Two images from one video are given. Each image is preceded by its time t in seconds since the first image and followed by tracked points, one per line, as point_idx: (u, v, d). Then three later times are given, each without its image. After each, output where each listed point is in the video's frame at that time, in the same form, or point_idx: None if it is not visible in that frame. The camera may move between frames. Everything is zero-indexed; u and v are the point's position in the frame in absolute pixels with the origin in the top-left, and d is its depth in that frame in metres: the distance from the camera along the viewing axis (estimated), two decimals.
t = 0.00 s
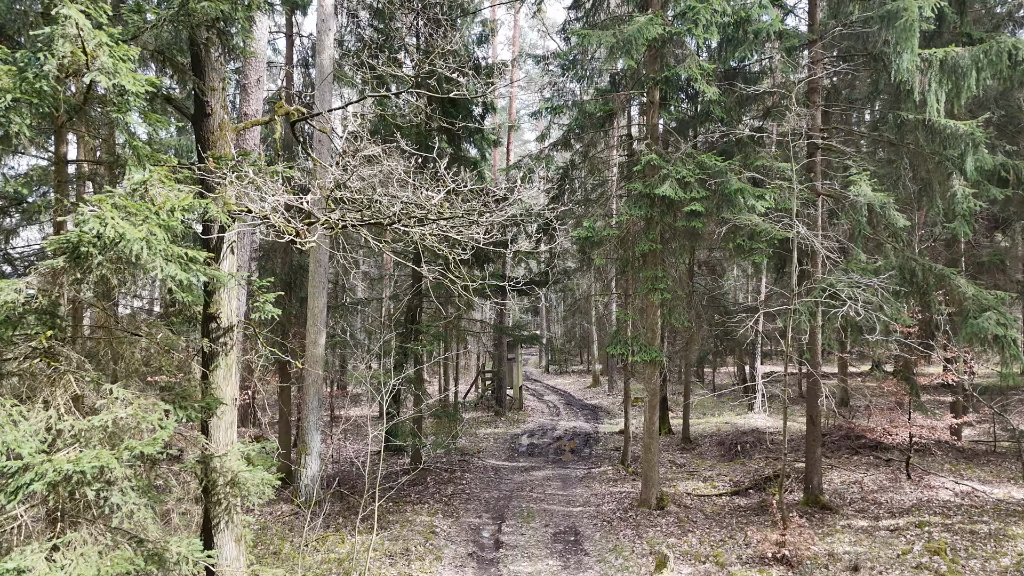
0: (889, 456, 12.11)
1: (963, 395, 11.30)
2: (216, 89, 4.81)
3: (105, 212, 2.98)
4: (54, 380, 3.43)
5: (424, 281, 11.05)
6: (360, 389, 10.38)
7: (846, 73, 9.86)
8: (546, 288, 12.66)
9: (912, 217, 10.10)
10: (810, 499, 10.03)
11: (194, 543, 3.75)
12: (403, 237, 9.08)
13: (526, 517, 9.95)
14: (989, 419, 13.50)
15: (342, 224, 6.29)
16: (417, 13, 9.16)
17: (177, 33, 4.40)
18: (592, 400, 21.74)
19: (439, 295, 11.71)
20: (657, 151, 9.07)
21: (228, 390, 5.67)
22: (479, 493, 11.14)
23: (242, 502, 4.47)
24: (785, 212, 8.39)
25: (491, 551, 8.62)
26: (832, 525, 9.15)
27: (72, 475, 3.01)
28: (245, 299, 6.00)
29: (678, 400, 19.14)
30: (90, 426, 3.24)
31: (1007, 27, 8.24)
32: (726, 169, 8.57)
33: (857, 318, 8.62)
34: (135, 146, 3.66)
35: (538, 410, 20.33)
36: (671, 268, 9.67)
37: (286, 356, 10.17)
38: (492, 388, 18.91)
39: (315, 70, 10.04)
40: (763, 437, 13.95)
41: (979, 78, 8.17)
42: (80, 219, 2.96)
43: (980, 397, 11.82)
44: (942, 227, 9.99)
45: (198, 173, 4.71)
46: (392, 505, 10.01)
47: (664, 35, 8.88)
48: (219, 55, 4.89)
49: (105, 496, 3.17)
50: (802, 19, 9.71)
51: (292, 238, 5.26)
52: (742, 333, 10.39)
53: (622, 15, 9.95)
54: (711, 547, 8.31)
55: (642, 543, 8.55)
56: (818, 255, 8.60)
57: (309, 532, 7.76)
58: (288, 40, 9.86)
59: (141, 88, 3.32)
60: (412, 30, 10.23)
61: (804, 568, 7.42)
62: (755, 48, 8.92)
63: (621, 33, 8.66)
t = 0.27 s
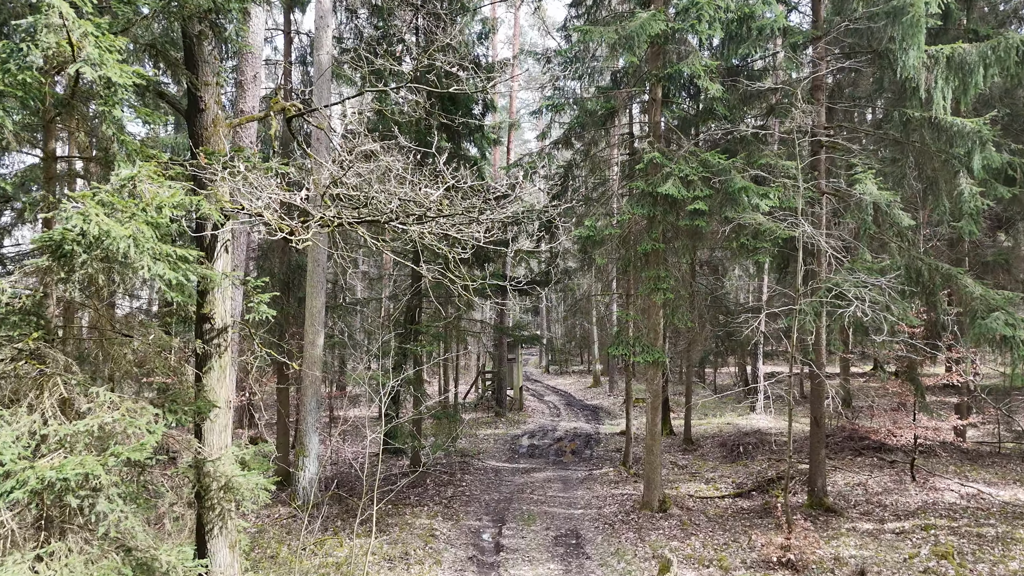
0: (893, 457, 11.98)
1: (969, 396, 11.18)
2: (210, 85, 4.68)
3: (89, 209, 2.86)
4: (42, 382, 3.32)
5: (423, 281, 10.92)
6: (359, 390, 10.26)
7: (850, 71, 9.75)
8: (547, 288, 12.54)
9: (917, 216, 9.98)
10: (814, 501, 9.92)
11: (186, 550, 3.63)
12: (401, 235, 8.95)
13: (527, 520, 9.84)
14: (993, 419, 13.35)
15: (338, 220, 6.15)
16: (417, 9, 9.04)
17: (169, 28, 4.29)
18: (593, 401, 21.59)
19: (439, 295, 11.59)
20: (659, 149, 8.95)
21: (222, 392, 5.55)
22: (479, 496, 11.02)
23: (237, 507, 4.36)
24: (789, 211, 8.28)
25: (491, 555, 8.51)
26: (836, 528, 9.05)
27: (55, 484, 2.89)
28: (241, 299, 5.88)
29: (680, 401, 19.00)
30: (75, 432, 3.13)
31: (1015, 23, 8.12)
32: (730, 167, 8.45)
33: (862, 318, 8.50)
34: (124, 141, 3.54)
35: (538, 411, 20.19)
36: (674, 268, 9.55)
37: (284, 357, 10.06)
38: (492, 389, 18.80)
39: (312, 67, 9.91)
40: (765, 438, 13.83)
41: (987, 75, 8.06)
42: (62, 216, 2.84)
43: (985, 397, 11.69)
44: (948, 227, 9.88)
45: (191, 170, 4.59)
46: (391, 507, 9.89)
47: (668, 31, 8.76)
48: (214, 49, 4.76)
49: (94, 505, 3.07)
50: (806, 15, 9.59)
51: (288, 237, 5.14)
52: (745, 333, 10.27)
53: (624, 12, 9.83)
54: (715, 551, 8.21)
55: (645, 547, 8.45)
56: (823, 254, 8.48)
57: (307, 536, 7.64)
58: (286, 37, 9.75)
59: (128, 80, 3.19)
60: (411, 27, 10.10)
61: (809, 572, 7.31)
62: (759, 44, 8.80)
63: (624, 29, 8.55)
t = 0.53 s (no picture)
0: (897, 457, 11.85)
1: (974, 395, 11.05)
2: (204, 74, 4.56)
3: (72, 195, 2.74)
4: (26, 379, 3.21)
5: (423, 278, 10.80)
6: (358, 389, 10.14)
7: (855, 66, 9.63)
8: (547, 286, 12.42)
9: (922, 213, 9.86)
10: (819, 501, 9.81)
11: (177, 552, 3.51)
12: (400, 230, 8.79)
13: (528, 520, 9.73)
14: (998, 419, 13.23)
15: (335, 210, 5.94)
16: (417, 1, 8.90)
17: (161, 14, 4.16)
18: (594, 400, 21.48)
19: (439, 293, 11.48)
20: (662, 144, 8.84)
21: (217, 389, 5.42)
22: (479, 496, 10.90)
23: (231, 507, 4.25)
24: (794, 207, 8.15)
25: (492, 555, 8.39)
26: (841, 528, 8.94)
27: (37, 484, 2.78)
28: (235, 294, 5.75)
29: (681, 401, 18.88)
30: (60, 429, 3.01)
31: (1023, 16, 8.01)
32: (733, 162, 8.34)
33: (868, 316, 8.38)
34: (112, 128, 3.41)
35: (539, 410, 20.07)
36: (677, 265, 9.43)
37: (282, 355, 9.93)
38: (493, 388, 18.69)
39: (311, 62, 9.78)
40: (768, 437, 13.72)
41: (995, 68, 7.95)
42: (43, 202, 2.73)
43: (990, 397, 11.56)
44: (953, 224, 9.76)
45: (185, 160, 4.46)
46: (390, 507, 9.77)
47: (670, 25, 8.64)
48: (208, 38, 4.64)
49: (79, 505, 2.95)
50: (810, 9, 9.47)
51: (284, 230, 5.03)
52: (748, 331, 10.14)
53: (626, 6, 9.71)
54: (719, 552, 8.10)
55: (647, 547, 8.34)
56: (828, 251, 8.36)
57: (305, 536, 7.52)
58: (284, 32, 9.64)
59: (115, 63, 3.06)
60: (411, 21, 9.97)
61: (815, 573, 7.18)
62: (763, 38, 8.68)
63: (626, 23, 8.43)
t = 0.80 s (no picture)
0: (901, 456, 11.72)
1: (979, 394, 10.94)
2: (196, 62, 4.44)
3: (53, 179, 2.64)
4: (10, 372, 3.11)
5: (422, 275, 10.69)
6: (356, 387, 10.02)
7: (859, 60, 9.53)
8: (548, 284, 12.31)
9: (927, 209, 9.75)
10: (823, 500, 9.69)
11: (165, 553, 3.40)
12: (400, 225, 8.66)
13: (528, 520, 9.61)
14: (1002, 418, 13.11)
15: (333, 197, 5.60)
16: None
17: None
18: (595, 400, 21.36)
19: (438, 290, 11.35)
20: (665, 138, 8.72)
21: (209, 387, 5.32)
22: (479, 495, 10.79)
23: (224, 505, 4.13)
24: (799, 201, 8.04)
25: (492, 555, 8.28)
26: (846, 527, 8.82)
27: (17, 480, 2.66)
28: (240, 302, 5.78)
29: (682, 400, 18.76)
30: (43, 424, 2.90)
31: None
32: (737, 156, 8.22)
33: (873, 312, 8.27)
34: (98, 112, 3.30)
35: (539, 409, 19.95)
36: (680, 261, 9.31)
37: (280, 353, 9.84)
38: (493, 387, 18.56)
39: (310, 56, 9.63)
40: (770, 436, 13.60)
41: (1002, 61, 7.84)
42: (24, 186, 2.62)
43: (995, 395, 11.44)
44: (959, 220, 9.65)
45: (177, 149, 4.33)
46: (389, 507, 9.65)
47: (673, 17, 8.52)
48: (200, 25, 4.52)
49: (63, 502, 2.84)
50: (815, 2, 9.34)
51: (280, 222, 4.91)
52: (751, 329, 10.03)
53: None
54: (722, 552, 7.98)
55: (650, 547, 8.22)
56: (833, 247, 8.25)
57: (302, 535, 7.40)
58: (282, 27, 9.51)
59: (100, 44, 2.95)
60: (411, 13, 9.81)
61: (821, 573, 7.07)
62: (767, 31, 8.56)
63: (628, 15, 8.31)
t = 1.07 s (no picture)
0: (905, 454, 11.60)
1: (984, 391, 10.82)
2: (190, 47, 4.33)
3: (35, 159, 2.54)
4: None
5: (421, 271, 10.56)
6: (355, 384, 9.90)
7: (864, 54, 9.42)
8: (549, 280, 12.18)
9: (932, 204, 9.64)
10: (827, 498, 9.58)
11: (154, 550, 3.29)
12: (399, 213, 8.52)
13: (528, 518, 9.50)
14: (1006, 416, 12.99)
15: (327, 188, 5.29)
16: None
17: None
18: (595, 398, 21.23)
19: (437, 287, 11.23)
20: (667, 132, 8.60)
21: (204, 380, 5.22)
22: (479, 493, 10.67)
23: (217, 501, 4.03)
24: (803, 195, 7.92)
25: (492, 554, 8.17)
26: (850, 526, 8.71)
27: None
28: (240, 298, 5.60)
29: (683, 399, 18.63)
30: (26, 416, 2.79)
31: None
32: (740, 150, 8.10)
33: (878, 307, 8.15)
34: (86, 94, 3.20)
35: (539, 408, 19.81)
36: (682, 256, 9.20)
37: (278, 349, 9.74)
38: (493, 386, 18.42)
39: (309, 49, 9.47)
40: (772, 435, 13.48)
41: (1010, 53, 7.72)
42: (5, 167, 2.53)
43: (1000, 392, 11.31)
44: (964, 215, 9.54)
45: (169, 137, 4.21)
46: (388, 505, 9.53)
47: (676, 8, 8.40)
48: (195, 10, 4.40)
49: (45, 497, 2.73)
50: None
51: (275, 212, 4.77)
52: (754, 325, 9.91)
53: None
54: (726, 550, 7.87)
55: (652, 546, 8.11)
56: (839, 242, 8.13)
57: (299, 533, 7.29)
58: (281, 20, 9.38)
59: (87, 22, 2.84)
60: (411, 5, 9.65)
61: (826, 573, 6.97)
62: (771, 22, 8.44)
63: (630, 6, 8.19)
